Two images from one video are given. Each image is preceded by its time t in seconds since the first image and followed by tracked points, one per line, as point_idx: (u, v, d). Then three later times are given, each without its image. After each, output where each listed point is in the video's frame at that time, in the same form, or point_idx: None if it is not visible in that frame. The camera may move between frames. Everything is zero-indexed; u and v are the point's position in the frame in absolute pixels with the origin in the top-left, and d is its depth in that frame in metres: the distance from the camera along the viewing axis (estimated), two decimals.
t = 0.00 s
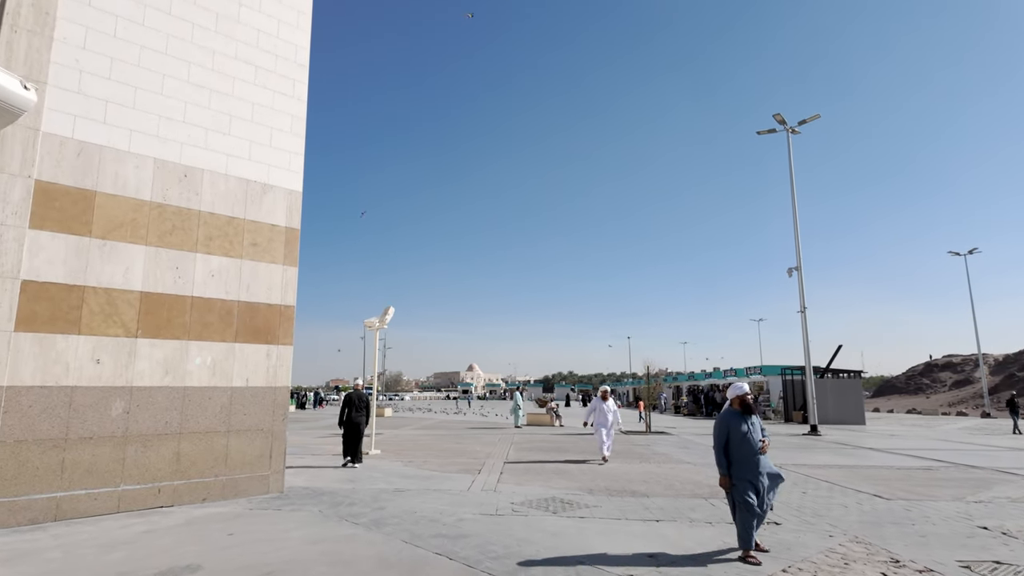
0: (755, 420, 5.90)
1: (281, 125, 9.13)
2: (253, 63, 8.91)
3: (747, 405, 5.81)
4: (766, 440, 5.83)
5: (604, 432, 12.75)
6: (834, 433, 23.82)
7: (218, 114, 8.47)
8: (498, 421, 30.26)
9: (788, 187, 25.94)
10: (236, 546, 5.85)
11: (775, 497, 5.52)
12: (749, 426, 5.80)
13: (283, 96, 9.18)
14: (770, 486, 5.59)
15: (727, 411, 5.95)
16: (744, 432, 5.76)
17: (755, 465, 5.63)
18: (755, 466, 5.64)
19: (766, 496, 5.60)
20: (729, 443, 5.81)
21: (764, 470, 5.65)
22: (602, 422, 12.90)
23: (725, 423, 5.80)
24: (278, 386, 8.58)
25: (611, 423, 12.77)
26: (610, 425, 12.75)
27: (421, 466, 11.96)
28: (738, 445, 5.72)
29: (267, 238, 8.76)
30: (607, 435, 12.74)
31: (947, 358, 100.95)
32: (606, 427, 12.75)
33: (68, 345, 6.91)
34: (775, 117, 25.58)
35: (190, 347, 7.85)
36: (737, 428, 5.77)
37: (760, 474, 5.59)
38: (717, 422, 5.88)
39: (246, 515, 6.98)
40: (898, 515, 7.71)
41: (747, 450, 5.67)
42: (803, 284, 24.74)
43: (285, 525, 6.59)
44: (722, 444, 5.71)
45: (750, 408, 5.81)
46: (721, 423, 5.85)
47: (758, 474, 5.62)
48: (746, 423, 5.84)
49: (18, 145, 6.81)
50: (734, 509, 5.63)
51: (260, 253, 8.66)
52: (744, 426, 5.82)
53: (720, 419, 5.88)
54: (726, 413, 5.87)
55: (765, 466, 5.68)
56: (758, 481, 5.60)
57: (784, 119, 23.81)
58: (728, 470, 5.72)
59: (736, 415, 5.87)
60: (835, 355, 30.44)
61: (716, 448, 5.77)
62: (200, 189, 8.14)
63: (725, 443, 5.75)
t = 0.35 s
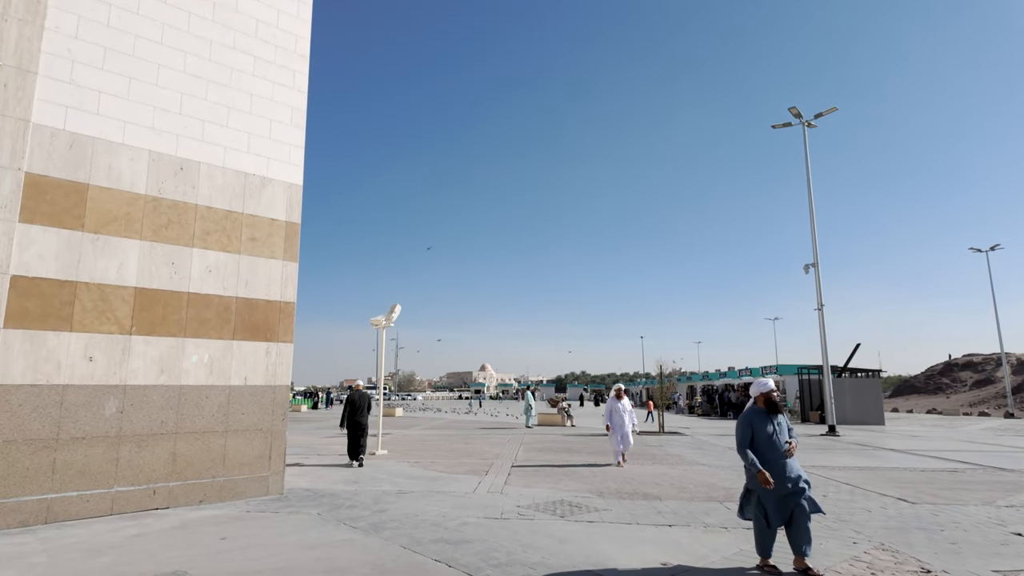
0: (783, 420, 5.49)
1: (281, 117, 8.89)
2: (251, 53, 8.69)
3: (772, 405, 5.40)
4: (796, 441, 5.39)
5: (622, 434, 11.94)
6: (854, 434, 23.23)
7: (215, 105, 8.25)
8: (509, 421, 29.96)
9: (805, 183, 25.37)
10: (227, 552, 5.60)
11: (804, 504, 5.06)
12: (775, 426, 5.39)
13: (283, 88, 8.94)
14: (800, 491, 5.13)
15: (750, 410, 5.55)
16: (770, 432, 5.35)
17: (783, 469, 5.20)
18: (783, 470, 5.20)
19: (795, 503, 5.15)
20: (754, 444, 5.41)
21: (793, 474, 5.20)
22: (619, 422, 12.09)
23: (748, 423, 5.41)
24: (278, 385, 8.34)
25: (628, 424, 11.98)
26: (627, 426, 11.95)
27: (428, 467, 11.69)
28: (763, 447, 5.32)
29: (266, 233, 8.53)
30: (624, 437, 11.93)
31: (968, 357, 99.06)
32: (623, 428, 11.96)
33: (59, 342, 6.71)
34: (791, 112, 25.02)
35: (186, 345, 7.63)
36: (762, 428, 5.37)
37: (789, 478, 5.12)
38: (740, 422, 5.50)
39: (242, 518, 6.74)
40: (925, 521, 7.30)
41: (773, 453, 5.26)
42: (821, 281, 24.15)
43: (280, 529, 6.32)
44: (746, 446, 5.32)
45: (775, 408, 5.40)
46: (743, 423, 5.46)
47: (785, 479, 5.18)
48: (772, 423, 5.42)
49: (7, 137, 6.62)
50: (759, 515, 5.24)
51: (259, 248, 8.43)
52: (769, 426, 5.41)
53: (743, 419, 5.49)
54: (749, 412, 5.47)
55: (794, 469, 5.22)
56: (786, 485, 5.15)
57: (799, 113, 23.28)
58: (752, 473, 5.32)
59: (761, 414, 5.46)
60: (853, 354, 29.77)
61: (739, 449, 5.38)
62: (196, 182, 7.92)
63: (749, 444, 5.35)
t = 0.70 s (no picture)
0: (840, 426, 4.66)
1: (288, 111, 8.69)
2: (257, 46, 8.50)
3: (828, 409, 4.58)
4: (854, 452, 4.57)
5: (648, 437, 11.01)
6: (884, 435, 22.46)
7: (220, 99, 8.08)
8: (528, 421, 29.65)
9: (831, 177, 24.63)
10: (225, 558, 5.38)
11: (861, 526, 4.31)
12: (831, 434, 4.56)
13: (289, 81, 8.75)
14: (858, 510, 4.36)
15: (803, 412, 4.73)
16: (826, 440, 4.53)
17: (839, 486, 4.39)
18: (839, 485, 4.40)
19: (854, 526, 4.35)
20: (805, 451, 4.61)
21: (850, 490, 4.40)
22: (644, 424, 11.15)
23: (800, 428, 4.59)
24: (285, 385, 8.13)
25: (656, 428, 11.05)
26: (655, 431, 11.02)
27: (442, 469, 11.43)
28: (817, 457, 4.51)
29: (273, 229, 8.33)
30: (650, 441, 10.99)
31: (1001, 356, 96.20)
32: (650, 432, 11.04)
33: (61, 341, 6.57)
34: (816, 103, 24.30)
35: (190, 344, 7.46)
36: (817, 435, 4.54)
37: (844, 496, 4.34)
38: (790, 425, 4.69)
39: (246, 523, 6.52)
40: (967, 530, 6.81)
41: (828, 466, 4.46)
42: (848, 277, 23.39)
43: (282, 535, 6.08)
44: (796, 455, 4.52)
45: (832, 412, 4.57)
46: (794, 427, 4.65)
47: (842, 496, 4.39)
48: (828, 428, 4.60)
49: (7, 133, 6.50)
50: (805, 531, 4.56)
51: (266, 245, 8.24)
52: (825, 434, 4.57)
53: (794, 422, 4.68)
54: (802, 415, 4.64)
55: (851, 485, 4.43)
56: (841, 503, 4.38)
57: (824, 104, 22.58)
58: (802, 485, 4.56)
59: (816, 418, 4.63)
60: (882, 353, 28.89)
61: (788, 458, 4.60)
62: (200, 178, 7.76)
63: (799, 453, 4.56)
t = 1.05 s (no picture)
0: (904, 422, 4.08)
1: (299, 102, 8.50)
2: (267, 35, 8.33)
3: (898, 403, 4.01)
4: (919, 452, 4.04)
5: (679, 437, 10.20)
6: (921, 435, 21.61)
7: (230, 91, 7.92)
8: (550, 420, 29.30)
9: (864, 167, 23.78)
10: (228, 561, 5.17)
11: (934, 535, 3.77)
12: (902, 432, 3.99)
13: (300, 71, 8.55)
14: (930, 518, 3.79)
15: (865, 405, 4.07)
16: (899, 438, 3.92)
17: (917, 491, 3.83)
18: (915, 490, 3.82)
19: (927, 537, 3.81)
20: (869, 448, 3.92)
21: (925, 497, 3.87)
22: (676, 423, 10.34)
23: (866, 425, 3.91)
24: (298, 382, 7.94)
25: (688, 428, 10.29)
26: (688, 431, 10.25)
27: (460, 468, 11.17)
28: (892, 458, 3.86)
29: (284, 223, 8.15)
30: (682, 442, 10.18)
31: None
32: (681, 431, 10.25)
33: (68, 337, 6.46)
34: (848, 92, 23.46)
35: (200, 339, 7.31)
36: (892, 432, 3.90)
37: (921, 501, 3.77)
38: (850, 420, 4.02)
39: (254, 523, 6.33)
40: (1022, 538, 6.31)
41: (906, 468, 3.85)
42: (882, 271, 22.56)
43: (290, 536, 5.87)
44: (863, 456, 3.84)
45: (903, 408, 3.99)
46: (856, 423, 3.97)
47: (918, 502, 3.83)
48: (896, 423, 3.95)
49: (14, 125, 6.40)
50: (864, 539, 3.96)
51: (277, 239, 8.06)
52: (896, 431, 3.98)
53: (864, 416, 3.95)
54: (869, 408, 3.98)
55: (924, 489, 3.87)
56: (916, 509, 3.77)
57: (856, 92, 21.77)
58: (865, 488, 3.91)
59: (881, 412, 3.98)
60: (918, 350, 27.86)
61: (856, 455, 3.88)
62: (209, 170, 7.61)
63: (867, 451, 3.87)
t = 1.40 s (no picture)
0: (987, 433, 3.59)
1: (309, 94, 8.27)
2: (276, 26, 8.11)
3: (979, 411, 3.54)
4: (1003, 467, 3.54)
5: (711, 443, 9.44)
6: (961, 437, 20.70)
7: (238, 83, 7.72)
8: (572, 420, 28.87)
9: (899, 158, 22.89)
10: (229, 570, 4.93)
11: None
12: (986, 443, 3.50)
13: (310, 62, 8.32)
14: None
15: (938, 415, 3.59)
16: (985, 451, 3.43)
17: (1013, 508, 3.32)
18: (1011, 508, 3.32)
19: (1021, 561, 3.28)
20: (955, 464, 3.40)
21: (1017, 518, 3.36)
22: (707, 427, 9.58)
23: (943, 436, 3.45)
24: (309, 381, 7.72)
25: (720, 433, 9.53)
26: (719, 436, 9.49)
27: (478, 470, 10.87)
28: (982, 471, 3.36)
29: (295, 218, 7.93)
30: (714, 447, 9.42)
31: None
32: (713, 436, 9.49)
33: (73, 336, 6.31)
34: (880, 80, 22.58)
35: (208, 338, 7.12)
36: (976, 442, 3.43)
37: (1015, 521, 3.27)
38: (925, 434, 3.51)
39: (261, 528, 6.10)
40: None
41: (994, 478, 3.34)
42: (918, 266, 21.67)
43: (296, 544, 5.62)
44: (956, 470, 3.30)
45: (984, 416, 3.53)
46: (934, 436, 3.47)
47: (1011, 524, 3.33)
48: (976, 435, 3.49)
49: (17, 120, 6.27)
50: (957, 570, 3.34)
51: (288, 235, 7.84)
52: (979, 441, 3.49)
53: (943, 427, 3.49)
54: (942, 419, 3.52)
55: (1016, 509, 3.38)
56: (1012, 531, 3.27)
57: (890, 80, 20.92)
58: (951, 512, 3.37)
59: (958, 423, 3.52)
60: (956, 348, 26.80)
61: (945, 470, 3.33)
62: (217, 165, 7.42)
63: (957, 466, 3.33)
